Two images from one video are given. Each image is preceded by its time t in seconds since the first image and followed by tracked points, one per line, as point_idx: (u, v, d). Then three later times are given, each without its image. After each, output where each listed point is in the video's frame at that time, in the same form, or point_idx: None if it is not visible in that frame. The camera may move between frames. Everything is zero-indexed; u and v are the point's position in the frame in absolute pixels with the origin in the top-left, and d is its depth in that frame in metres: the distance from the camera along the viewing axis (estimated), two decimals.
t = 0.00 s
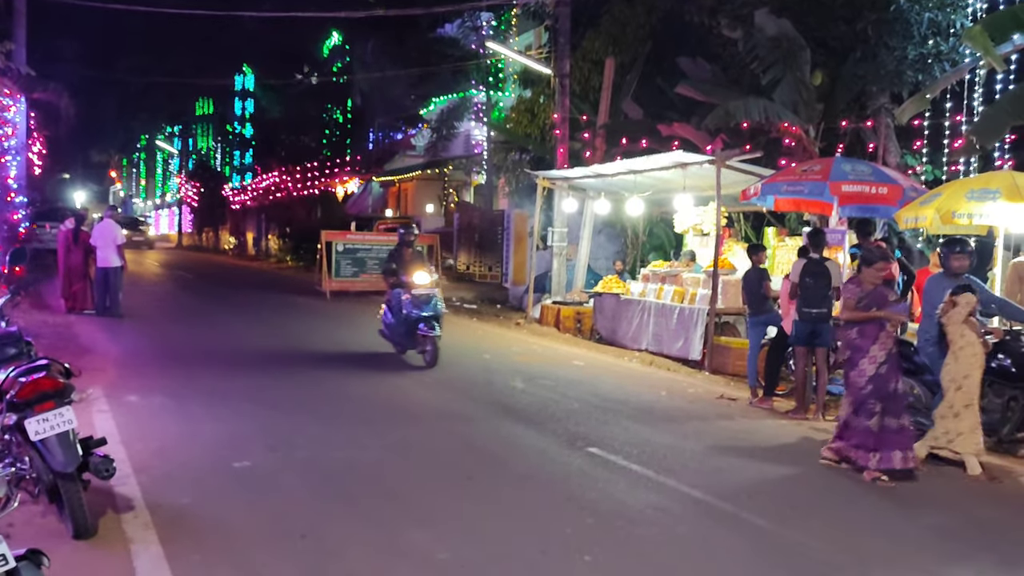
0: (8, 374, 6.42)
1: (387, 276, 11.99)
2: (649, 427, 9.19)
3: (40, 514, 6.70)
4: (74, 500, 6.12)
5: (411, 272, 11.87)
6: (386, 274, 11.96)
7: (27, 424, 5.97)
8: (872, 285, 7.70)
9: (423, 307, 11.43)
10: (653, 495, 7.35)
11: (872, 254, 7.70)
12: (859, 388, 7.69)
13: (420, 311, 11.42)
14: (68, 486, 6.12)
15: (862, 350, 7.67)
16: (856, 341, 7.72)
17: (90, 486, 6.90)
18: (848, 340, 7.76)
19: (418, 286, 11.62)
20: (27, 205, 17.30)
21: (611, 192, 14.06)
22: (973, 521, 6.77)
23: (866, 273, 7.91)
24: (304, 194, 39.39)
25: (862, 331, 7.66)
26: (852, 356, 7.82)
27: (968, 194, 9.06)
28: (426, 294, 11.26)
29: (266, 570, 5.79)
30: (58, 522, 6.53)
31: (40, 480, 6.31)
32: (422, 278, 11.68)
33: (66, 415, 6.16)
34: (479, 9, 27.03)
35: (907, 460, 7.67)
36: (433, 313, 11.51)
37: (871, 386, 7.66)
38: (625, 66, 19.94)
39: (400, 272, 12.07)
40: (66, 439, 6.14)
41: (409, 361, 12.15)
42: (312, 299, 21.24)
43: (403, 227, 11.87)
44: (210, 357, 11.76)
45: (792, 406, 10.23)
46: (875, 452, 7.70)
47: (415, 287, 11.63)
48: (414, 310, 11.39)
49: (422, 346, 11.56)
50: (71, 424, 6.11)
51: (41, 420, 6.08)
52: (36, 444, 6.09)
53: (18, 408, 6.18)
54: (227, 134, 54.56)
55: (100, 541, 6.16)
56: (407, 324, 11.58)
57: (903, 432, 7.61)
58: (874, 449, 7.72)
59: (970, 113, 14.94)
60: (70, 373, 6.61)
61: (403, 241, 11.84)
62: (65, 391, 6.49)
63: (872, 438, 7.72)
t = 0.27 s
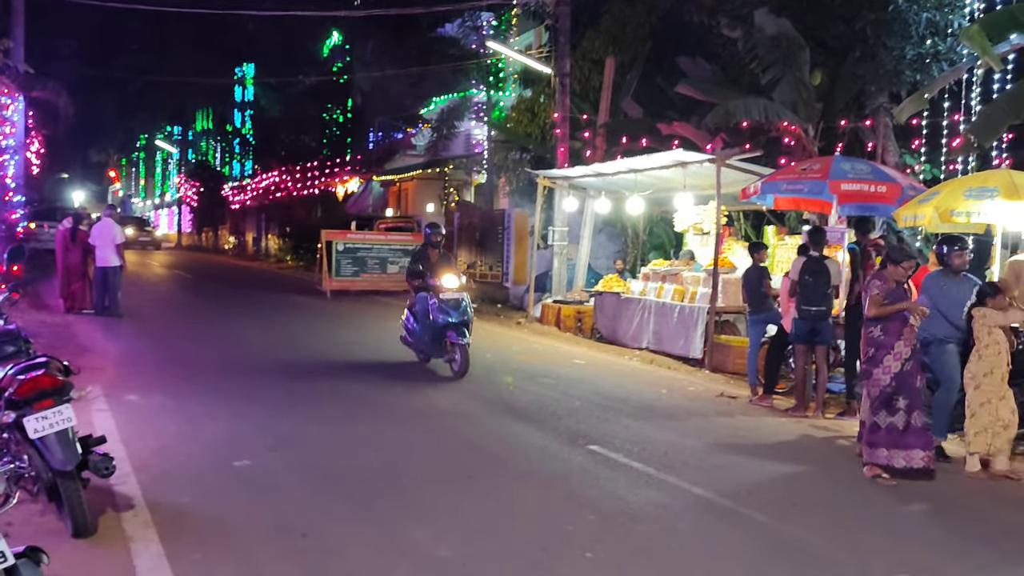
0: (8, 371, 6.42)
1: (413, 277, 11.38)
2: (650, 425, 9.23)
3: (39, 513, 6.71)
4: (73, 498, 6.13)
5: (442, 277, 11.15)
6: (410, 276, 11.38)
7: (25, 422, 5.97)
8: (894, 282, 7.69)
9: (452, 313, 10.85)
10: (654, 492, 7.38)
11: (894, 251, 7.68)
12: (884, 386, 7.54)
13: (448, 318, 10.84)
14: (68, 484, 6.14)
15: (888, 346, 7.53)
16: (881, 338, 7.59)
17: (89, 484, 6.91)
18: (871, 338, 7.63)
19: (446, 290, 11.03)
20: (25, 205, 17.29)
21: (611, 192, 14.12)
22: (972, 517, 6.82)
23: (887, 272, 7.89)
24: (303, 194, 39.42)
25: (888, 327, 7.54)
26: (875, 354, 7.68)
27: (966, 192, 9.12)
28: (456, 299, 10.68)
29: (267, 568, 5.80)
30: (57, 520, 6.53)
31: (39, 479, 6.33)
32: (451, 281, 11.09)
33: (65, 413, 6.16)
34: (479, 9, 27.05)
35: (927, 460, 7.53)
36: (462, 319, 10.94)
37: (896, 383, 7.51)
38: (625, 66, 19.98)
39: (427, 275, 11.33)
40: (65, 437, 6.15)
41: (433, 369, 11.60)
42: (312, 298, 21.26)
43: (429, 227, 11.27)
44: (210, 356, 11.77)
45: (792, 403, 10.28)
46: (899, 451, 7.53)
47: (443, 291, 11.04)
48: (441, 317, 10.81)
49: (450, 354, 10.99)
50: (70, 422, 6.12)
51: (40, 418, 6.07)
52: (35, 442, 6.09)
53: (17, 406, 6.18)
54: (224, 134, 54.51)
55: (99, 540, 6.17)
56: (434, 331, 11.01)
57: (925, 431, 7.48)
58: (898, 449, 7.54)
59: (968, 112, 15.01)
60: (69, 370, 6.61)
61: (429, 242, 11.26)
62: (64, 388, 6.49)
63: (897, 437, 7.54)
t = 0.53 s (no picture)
0: (6, 372, 6.42)
1: (443, 283, 10.91)
2: (650, 424, 9.26)
3: (37, 514, 6.71)
4: (71, 499, 6.13)
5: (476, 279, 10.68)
6: (441, 281, 10.89)
7: (23, 423, 5.97)
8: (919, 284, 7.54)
9: (488, 321, 10.26)
10: (654, 491, 7.41)
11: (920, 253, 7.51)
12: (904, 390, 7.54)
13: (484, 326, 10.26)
14: (66, 485, 6.15)
15: (910, 350, 7.47)
16: (904, 342, 7.50)
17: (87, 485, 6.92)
18: (895, 341, 7.54)
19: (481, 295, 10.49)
20: (22, 205, 17.29)
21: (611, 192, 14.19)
22: (971, 516, 6.86)
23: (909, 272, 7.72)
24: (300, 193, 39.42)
25: (911, 331, 7.44)
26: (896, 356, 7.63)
27: (962, 192, 9.15)
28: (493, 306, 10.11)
29: (269, 569, 5.83)
30: (56, 522, 6.54)
31: (37, 480, 6.34)
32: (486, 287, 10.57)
33: (63, 413, 6.16)
34: (478, 9, 27.07)
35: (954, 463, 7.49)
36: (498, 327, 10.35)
37: (917, 388, 7.51)
38: (624, 66, 20.01)
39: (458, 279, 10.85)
40: (63, 438, 6.15)
41: (466, 381, 11.03)
42: (311, 298, 21.28)
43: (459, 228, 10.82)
44: (209, 356, 11.78)
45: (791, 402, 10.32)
46: (912, 455, 7.60)
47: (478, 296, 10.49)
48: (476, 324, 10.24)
49: (487, 365, 10.44)
50: (68, 423, 6.12)
51: (38, 418, 6.07)
52: (33, 443, 6.09)
53: (14, 406, 6.17)
54: (222, 133, 54.46)
55: (98, 541, 6.18)
56: (467, 340, 10.45)
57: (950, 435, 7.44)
58: (912, 452, 7.60)
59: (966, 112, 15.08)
60: (66, 370, 6.60)
61: (458, 244, 10.79)
62: (62, 389, 6.49)
63: (910, 440, 7.61)
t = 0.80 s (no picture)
0: None
1: (473, 287, 10.23)
2: (646, 422, 9.31)
3: (30, 514, 6.72)
4: (64, 499, 6.14)
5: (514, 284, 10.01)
6: (471, 285, 10.24)
7: (15, 423, 5.97)
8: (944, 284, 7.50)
9: (523, 329, 9.74)
10: (650, 489, 7.46)
11: (944, 252, 7.48)
12: (934, 393, 7.47)
13: (519, 335, 9.74)
14: (59, 485, 6.16)
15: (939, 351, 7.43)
16: (932, 343, 7.46)
17: (81, 486, 6.93)
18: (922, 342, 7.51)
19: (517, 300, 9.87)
20: (15, 204, 17.25)
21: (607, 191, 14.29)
22: (963, 513, 6.92)
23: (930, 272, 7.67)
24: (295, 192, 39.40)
25: (940, 332, 7.41)
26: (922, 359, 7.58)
27: (955, 190, 9.23)
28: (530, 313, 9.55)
29: (264, 568, 5.86)
30: (50, 522, 6.55)
31: (30, 480, 6.34)
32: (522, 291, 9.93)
33: (56, 413, 6.16)
34: (475, 8, 27.09)
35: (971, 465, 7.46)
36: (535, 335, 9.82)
37: (948, 389, 7.45)
38: (620, 65, 20.05)
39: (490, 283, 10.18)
40: (56, 438, 6.15)
41: (501, 393, 10.51)
42: (307, 296, 21.30)
43: (491, 228, 10.21)
44: (205, 355, 11.80)
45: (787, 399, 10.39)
46: (945, 457, 7.48)
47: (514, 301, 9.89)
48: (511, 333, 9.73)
49: (525, 377, 9.91)
50: (61, 423, 6.13)
51: (30, 418, 6.06)
52: (25, 443, 6.09)
53: (6, 407, 6.16)
54: (216, 132, 54.35)
55: (92, 542, 6.19)
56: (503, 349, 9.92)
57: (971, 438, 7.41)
58: (944, 455, 7.49)
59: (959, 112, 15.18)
60: (59, 370, 6.60)
61: (490, 245, 10.18)
62: (56, 389, 6.50)
63: (942, 443, 7.52)
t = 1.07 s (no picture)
0: None
1: (506, 291, 9.52)
2: (636, 419, 9.35)
3: (15, 512, 6.70)
4: (50, 497, 6.12)
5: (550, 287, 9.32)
6: (503, 289, 9.53)
7: None
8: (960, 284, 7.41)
9: (561, 337, 9.07)
10: (640, 486, 7.50)
11: (958, 250, 7.41)
12: (951, 396, 7.39)
13: (557, 343, 9.07)
14: (44, 483, 6.14)
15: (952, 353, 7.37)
16: (945, 345, 7.42)
17: (67, 483, 6.91)
18: (936, 344, 7.46)
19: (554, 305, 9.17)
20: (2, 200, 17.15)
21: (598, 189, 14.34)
22: (951, 508, 6.98)
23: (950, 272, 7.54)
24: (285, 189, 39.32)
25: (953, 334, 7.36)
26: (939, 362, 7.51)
27: (943, 189, 9.30)
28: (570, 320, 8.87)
29: (253, 565, 5.86)
30: (35, 520, 6.53)
31: (15, 478, 6.33)
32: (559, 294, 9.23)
33: (40, 411, 6.12)
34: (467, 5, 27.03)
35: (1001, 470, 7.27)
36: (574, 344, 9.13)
37: (965, 392, 7.34)
38: (611, 63, 20.08)
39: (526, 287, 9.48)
40: (41, 435, 6.12)
41: (536, 405, 9.87)
42: (298, 293, 21.28)
43: (524, 226, 9.52)
44: (194, 352, 11.77)
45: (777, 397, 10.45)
46: (966, 464, 7.29)
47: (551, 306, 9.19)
48: (549, 342, 9.06)
49: (563, 391, 9.25)
50: (46, 420, 6.11)
51: (15, 416, 6.03)
52: (11, 440, 6.07)
53: None
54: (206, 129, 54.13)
55: (78, 539, 6.18)
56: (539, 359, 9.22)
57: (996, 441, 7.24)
58: (964, 461, 7.30)
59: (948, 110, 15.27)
60: (44, 367, 6.55)
61: (524, 245, 9.48)
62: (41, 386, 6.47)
63: (961, 449, 7.34)
